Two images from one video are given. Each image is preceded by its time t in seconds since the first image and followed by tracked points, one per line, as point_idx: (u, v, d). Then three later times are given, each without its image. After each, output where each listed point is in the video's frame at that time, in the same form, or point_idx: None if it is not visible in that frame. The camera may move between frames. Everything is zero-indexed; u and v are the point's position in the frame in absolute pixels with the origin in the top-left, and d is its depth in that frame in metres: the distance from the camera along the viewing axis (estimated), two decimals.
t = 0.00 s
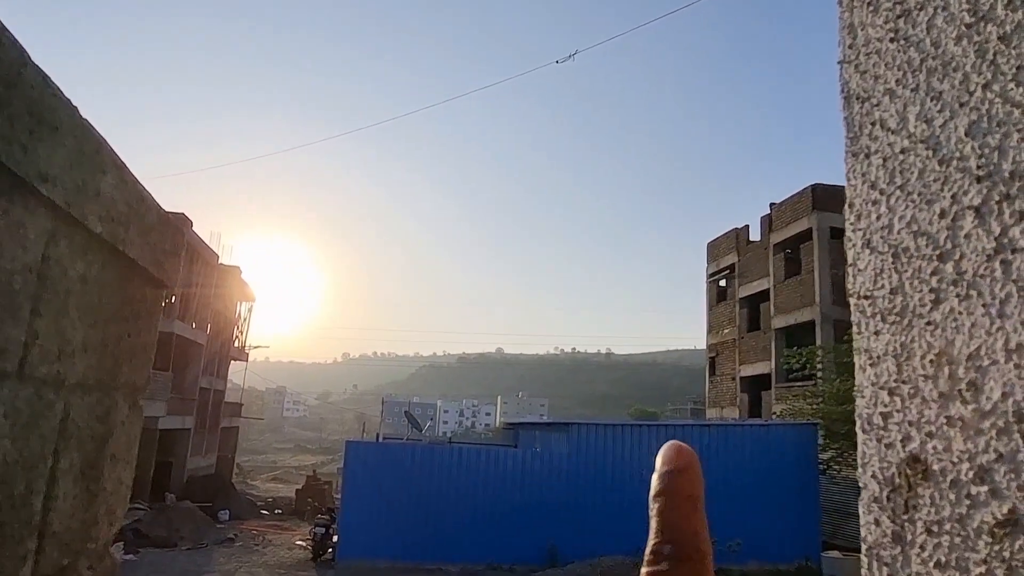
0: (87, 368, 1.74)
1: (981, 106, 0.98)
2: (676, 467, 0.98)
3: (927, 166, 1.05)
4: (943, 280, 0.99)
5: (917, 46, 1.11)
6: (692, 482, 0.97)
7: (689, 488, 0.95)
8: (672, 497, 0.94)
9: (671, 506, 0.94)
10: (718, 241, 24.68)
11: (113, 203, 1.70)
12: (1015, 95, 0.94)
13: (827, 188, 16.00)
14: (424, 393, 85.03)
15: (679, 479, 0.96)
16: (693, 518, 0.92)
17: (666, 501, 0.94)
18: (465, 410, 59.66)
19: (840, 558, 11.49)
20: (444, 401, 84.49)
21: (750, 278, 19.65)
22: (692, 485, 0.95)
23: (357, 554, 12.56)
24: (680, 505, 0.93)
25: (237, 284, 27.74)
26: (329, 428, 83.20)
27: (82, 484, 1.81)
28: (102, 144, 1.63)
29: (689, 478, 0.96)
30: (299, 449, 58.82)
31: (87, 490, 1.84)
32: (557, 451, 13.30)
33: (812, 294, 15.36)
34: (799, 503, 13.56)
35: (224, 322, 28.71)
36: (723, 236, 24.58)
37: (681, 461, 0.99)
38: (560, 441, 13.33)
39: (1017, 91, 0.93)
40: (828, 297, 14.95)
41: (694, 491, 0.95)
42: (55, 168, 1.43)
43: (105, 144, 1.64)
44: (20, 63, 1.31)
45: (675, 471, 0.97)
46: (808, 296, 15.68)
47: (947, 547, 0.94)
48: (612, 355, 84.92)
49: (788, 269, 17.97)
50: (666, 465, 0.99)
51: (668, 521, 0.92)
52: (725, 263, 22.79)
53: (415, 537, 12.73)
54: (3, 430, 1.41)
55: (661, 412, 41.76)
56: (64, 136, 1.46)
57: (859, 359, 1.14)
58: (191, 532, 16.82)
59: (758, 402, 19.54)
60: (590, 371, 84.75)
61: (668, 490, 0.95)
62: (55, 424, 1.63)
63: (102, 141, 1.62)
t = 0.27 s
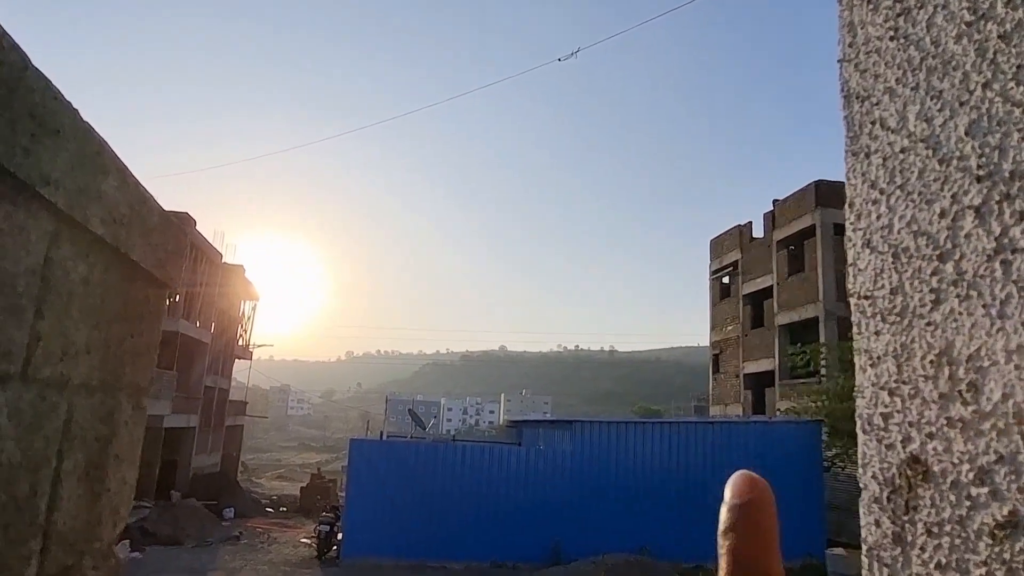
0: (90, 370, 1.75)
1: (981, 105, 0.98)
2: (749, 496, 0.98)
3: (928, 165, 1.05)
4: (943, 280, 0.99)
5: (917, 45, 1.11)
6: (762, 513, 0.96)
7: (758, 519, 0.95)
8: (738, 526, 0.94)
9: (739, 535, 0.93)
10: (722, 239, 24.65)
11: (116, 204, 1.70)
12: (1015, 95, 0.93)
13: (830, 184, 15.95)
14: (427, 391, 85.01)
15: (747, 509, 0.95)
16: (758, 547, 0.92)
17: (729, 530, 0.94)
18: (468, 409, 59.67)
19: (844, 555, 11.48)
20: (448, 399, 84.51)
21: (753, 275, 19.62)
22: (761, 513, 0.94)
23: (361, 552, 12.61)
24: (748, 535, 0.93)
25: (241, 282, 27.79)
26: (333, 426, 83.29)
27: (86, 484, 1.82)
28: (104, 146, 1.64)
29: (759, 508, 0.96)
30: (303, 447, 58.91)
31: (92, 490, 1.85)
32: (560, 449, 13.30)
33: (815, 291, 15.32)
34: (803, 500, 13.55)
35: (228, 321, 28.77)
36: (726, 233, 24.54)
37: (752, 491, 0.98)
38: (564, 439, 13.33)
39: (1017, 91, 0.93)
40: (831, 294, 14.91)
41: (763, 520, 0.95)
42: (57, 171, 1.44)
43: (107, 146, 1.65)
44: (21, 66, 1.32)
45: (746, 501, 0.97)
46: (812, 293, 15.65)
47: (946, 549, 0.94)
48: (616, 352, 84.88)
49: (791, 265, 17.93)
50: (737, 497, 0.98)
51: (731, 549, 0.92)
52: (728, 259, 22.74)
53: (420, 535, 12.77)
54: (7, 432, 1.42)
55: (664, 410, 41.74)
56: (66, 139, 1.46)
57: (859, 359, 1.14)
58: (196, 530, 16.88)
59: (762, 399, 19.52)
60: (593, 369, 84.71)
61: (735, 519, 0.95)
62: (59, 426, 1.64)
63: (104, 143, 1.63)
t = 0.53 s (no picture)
0: (101, 376, 1.76)
1: (993, 111, 0.97)
2: None
3: (937, 172, 1.04)
4: (955, 288, 0.98)
5: (927, 50, 1.10)
6: None
7: None
8: None
9: None
10: (730, 237, 24.55)
11: (125, 213, 1.71)
12: None
13: (839, 181, 15.86)
14: (435, 390, 85.06)
15: None
16: None
17: None
18: (477, 408, 59.68)
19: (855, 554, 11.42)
20: (456, 398, 84.59)
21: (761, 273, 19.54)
22: None
23: (371, 551, 12.68)
24: None
25: (250, 283, 27.91)
26: (342, 426, 83.50)
27: (98, 490, 1.83)
28: (114, 156, 1.65)
29: None
30: (312, 447, 59.08)
31: (104, 495, 1.87)
32: (568, 448, 13.29)
33: (824, 288, 15.25)
34: (813, 499, 13.49)
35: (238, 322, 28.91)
36: (734, 231, 24.44)
37: None
38: (572, 438, 13.32)
39: None
40: (841, 291, 14.83)
41: None
42: (68, 182, 1.45)
43: (117, 156, 1.66)
44: (32, 79, 1.33)
45: None
46: (820, 291, 15.57)
47: (960, 558, 0.93)
48: (624, 351, 84.73)
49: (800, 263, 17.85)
50: None
51: None
52: (736, 257, 22.67)
53: (429, 534, 12.81)
54: (20, 439, 1.43)
55: (672, 409, 41.66)
56: (76, 149, 1.47)
57: (870, 366, 1.13)
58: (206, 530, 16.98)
59: (770, 397, 19.45)
60: (601, 368, 84.60)
61: None
62: (71, 433, 1.65)
63: (113, 152, 1.64)
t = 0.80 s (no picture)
0: (143, 370, 1.80)
1: None
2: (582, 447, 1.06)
3: (980, 159, 1.03)
4: (999, 275, 0.97)
5: (968, 36, 1.09)
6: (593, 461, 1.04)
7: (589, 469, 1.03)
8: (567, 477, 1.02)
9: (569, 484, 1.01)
10: (754, 232, 24.26)
11: (165, 210, 1.75)
12: None
13: (868, 174, 15.57)
14: (458, 387, 85.27)
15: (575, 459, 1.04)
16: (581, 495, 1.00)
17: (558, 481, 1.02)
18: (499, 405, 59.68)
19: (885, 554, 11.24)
20: (478, 395, 84.74)
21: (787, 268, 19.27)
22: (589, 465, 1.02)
23: (396, 547, 12.79)
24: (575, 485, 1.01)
25: (275, 281, 28.23)
26: (365, 423, 84.08)
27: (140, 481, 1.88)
28: (154, 155, 1.69)
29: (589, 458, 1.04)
30: (336, 443, 59.59)
31: (145, 485, 1.91)
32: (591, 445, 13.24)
33: (853, 284, 15.00)
34: (841, 498, 13.31)
35: (263, 319, 29.25)
36: (759, 226, 24.13)
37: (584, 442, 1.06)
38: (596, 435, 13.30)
39: None
40: (870, 287, 14.57)
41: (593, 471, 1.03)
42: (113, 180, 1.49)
43: (157, 155, 1.70)
44: (79, 79, 1.37)
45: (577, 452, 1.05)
46: (849, 286, 15.32)
47: (1005, 547, 0.92)
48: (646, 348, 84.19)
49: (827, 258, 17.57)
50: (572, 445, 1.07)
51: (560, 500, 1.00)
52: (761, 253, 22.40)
53: (453, 531, 12.89)
54: (69, 431, 1.48)
55: (696, 406, 41.32)
56: (120, 148, 1.52)
57: (910, 356, 1.12)
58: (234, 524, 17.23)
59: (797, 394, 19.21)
60: (623, 365, 84.14)
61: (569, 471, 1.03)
62: (115, 425, 1.69)
63: (154, 152, 1.68)
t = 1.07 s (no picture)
0: (191, 366, 1.86)
1: None
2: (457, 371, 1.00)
3: None
4: None
5: None
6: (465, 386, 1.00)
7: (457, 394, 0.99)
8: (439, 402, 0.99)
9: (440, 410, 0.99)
10: (790, 228, 23.81)
11: (211, 210, 1.80)
12: None
13: (908, 168, 15.16)
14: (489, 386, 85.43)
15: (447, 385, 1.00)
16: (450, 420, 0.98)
17: (428, 408, 0.97)
18: (530, 404, 59.64)
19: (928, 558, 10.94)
20: (509, 394, 84.80)
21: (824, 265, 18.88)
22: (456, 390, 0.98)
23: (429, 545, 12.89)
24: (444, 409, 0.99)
25: (309, 282, 28.63)
26: (397, 422, 84.77)
27: (188, 475, 1.93)
28: (201, 156, 1.73)
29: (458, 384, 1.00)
30: (369, 442, 60.19)
31: (193, 479, 1.97)
32: (624, 445, 13.19)
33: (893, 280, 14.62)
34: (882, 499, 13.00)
35: (297, 319, 29.70)
36: (794, 222, 23.69)
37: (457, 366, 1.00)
38: (628, 434, 13.23)
39: None
40: (911, 283, 14.19)
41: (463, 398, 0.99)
42: (162, 180, 1.54)
43: (204, 156, 1.75)
44: (132, 83, 1.42)
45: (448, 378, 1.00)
46: (889, 283, 14.94)
47: None
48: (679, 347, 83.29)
49: (866, 254, 17.17)
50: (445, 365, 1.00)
51: (431, 423, 0.96)
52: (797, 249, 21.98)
53: (485, 529, 12.94)
54: (124, 423, 1.52)
55: (730, 405, 40.75)
56: (170, 149, 1.56)
57: (964, 349, 1.09)
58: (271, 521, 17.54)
59: (835, 394, 18.81)
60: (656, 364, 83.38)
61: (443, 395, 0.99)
62: (165, 420, 1.74)
63: (201, 152, 1.73)
